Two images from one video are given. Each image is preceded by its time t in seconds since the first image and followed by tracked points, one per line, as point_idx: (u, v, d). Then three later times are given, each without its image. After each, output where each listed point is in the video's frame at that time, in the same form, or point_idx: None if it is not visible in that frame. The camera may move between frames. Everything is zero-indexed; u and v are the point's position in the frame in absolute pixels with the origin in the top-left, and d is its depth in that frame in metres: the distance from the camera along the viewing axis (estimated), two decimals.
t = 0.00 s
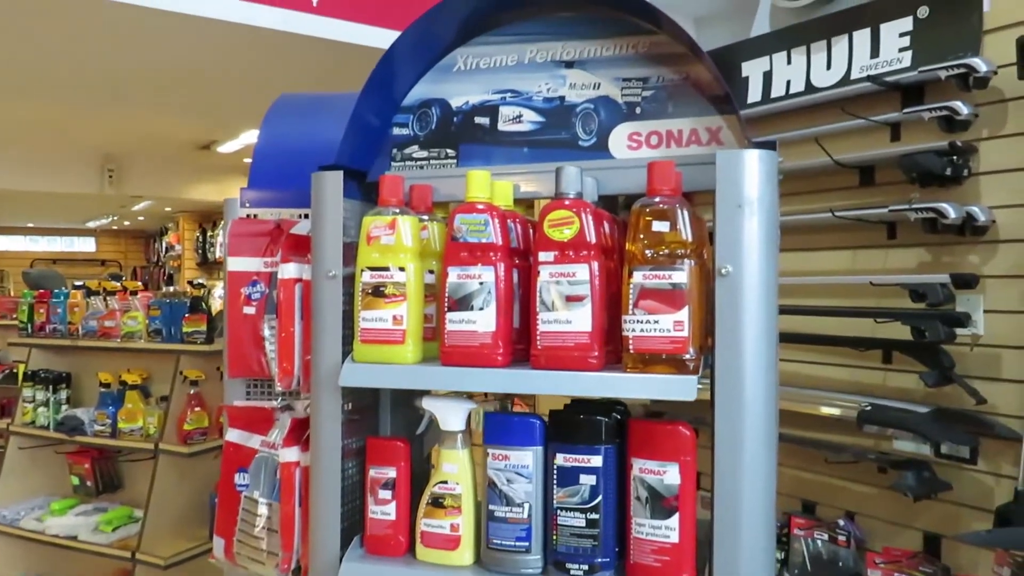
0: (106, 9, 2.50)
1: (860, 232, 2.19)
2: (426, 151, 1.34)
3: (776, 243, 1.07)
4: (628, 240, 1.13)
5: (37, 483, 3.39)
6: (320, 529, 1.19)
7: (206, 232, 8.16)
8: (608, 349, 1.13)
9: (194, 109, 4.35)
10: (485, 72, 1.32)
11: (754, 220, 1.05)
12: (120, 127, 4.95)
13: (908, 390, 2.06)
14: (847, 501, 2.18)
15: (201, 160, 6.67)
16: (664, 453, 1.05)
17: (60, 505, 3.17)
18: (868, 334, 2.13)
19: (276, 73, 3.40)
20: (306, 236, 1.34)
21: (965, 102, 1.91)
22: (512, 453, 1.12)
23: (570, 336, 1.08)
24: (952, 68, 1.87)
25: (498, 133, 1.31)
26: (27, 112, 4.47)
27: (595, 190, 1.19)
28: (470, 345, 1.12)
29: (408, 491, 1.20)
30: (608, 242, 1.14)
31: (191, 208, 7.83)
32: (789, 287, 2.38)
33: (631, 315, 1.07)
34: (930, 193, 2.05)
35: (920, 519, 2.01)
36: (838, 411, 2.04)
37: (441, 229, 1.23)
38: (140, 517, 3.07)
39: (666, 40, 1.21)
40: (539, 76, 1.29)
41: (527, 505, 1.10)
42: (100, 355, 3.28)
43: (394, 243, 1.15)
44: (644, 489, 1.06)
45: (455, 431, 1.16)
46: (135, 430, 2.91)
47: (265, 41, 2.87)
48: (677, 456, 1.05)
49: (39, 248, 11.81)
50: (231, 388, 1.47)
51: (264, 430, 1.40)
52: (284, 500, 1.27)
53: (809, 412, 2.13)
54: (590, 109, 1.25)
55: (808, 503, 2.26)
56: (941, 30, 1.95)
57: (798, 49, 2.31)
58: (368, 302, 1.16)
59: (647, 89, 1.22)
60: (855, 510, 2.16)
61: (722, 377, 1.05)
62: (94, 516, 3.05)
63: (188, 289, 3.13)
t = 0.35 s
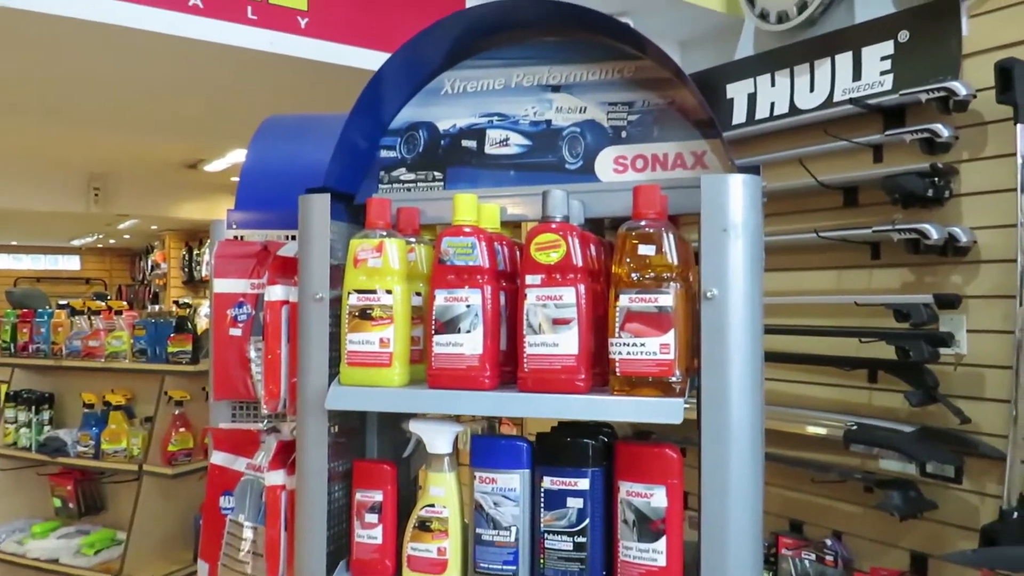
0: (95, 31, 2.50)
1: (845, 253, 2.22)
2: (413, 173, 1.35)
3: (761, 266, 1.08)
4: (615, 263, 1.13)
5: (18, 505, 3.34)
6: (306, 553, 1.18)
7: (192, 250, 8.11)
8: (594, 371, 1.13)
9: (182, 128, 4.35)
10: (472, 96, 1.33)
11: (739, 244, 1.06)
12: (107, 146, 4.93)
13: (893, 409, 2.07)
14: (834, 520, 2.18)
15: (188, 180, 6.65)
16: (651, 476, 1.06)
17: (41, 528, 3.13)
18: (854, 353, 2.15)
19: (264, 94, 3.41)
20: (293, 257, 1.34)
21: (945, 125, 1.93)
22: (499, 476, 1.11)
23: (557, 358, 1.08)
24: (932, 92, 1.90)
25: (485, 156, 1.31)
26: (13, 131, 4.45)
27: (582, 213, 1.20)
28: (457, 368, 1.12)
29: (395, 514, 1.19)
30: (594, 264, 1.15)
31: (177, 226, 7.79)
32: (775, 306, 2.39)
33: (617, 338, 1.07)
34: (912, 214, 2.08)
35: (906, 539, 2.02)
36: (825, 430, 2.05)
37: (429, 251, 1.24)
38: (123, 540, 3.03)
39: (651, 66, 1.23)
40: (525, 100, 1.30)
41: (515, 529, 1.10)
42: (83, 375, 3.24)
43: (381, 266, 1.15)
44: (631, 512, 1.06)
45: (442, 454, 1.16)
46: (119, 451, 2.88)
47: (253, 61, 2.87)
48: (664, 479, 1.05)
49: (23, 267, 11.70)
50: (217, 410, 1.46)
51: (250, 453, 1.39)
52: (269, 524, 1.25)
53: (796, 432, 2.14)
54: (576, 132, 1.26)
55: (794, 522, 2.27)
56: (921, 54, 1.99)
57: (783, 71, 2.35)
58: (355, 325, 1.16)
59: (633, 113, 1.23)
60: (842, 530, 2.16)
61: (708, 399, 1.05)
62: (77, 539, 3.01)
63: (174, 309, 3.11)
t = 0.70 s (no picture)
0: (90, 48, 2.51)
1: (837, 267, 2.23)
2: (407, 189, 1.35)
3: (754, 280, 1.08)
4: (608, 277, 1.14)
5: (8, 524, 3.31)
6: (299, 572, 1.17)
7: (185, 266, 8.09)
8: (588, 386, 1.14)
9: (176, 145, 4.36)
10: (466, 112, 1.34)
11: (731, 258, 1.06)
12: (100, 162, 4.93)
13: (887, 424, 2.07)
14: (830, 535, 2.18)
15: (182, 196, 6.64)
16: (645, 491, 1.05)
17: (32, 546, 3.10)
18: (847, 368, 2.15)
19: (259, 110, 3.42)
20: (287, 273, 1.35)
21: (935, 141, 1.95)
22: (493, 492, 1.11)
23: (551, 374, 1.08)
24: (922, 108, 1.92)
25: (478, 172, 1.32)
26: (7, 148, 4.45)
27: (575, 229, 1.20)
28: (451, 383, 1.12)
29: (389, 531, 1.18)
30: (588, 279, 1.15)
31: (171, 242, 7.77)
32: (768, 321, 2.40)
33: (611, 353, 1.07)
34: (904, 229, 2.10)
35: (902, 554, 2.02)
36: (819, 445, 2.05)
37: (422, 266, 1.24)
38: (114, 558, 3.00)
39: (644, 83, 1.24)
40: (519, 116, 1.31)
41: (509, 545, 1.09)
42: (75, 392, 3.22)
43: (375, 281, 1.15)
44: (626, 527, 1.06)
45: (436, 469, 1.15)
46: (111, 468, 2.86)
47: (247, 79, 2.88)
48: (659, 493, 1.05)
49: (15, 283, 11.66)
50: (210, 427, 1.45)
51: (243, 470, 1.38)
52: (261, 541, 1.24)
53: (790, 446, 2.14)
54: (569, 148, 1.27)
55: (791, 537, 2.27)
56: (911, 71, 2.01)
57: (774, 88, 2.37)
58: (348, 340, 1.16)
59: (626, 129, 1.24)
60: (838, 545, 2.16)
61: (702, 413, 1.05)
62: (68, 558, 2.97)
63: (167, 325, 3.10)
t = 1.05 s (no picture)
0: (85, 52, 2.52)
1: (832, 270, 2.23)
2: (401, 191, 1.35)
3: (747, 282, 1.09)
4: (602, 278, 1.14)
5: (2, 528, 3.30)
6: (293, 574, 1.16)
7: (181, 270, 8.08)
8: (582, 387, 1.14)
9: (172, 148, 4.35)
10: (460, 114, 1.34)
11: (725, 259, 1.06)
12: (96, 166, 4.93)
13: (882, 426, 2.08)
14: (826, 537, 2.18)
15: (178, 200, 6.64)
16: (639, 491, 1.06)
17: (26, 550, 3.08)
18: (842, 369, 2.16)
19: (255, 113, 3.42)
20: (281, 275, 1.35)
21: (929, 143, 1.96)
22: (487, 492, 1.11)
23: (545, 374, 1.09)
24: (915, 111, 1.92)
25: (472, 173, 1.33)
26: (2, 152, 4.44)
27: (569, 230, 1.21)
28: (445, 384, 1.12)
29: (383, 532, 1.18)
30: (582, 280, 1.16)
31: (166, 246, 7.76)
32: (763, 324, 2.40)
33: (604, 353, 1.08)
34: (898, 231, 2.10)
35: (897, 555, 2.02)
36: (814, 447, 2.05)
37: (417, 268, 1.25)
38: (109, 562, 2.99)
39: (638, 84, 1.24)
40: (513, 118, 1.31)
41: (503, 545, 1.09)
42: (69, 395, 3.21)
43: (369, 282, 1.16)
44: (620, 527, 1.06)
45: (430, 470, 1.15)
46: (105, 472, 2.86)
47: (243, 81, 2.88)
48: (652, 493, 1.05)
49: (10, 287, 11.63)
50: (204, 429, 1.44)
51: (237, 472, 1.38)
52: (255, 543, 1.24)
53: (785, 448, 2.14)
54: (564, 149, 1.28)
55: (787, 539, 2.27)
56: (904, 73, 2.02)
57: (769, 91, 2.38)
58: (342, 341, 1.16)
59: (620, 130, 1.25)
60: (833, 547, 2.16)
61: (696, 414, 1.05)
62: (62, 562, 2.96)
63: (162, 328, 3.09)
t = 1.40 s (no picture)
0: (81, 37, 2.50)
1: (830, 257, 2.23)
2: (398, 175, 1.35)
3: (744, 266, 1.09)
4: (599, 261, 1.14)
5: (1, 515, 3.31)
6: (290, 557, 1.17)
7: (179, 259, 8.06)
8: (579, 370, 1.14)
9: (169, 136, 4.34)
10: (457, 98, 1.34)
11: (722, 242, 1.06)
12: (92, 154, 4.91)
13: (879, 412, 2.08)
14: (822, 524, 2.19)
15: (176, 189, 6.63)
16: (636, 473, 1.06)
17: (25, 537, 3.09)
18: (839, 357, 2.16)
19: (252, 100, 3.41)
20: (278, 259, 1.34)
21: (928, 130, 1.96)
22: (484, 475, 1.11)
23: (542, 357, 1.09)
24: (915, 98, 1.92)
25: (469, 157, 1.32)
26: None
27: (566, 213, 1.21)
28: (442, 367, 1.12)
29: (380, 514, 1.18)
30: (579, 264, 1.16)
31: (164, 235, 7.74)
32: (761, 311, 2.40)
33: (602, 336, 1.08)
34: (896, 218, 2.10)
35: (893, 541, 2.03)
36: (812, 434, 2.06)
37: (414, 252, 1.24)
38: (108, 548, 2.99)
39: (635, 67, 1.24)
40: (510, 101, 1.31)
41: (500, 527, 1.09)
42: (67, 382, 3.21)
43: (366, 266, 1.15)
44: (617, 509, 1.06)
45: (427, 453, 1.15)
46: (104, 459, 2.86)
47: (239, 68, 2.87)
48: (649, 475, 1.05)
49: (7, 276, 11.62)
50: (201, 414, 1.44)
51: (235, 456, 1.38)
52: (253, 527, 1.24)
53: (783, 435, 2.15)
54: (561, 133, 1.27)
55: (784, 525, 2.28)
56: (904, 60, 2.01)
57: (767, 78, 2.37)
58: (339, 325, 1.16)
59: (617, 114, 1.24)
60: (830, 533, 2.17)
61: (692, 398, 1.06)
62: (61, 548, 2.97)
63: (159, 316, 3.09)
